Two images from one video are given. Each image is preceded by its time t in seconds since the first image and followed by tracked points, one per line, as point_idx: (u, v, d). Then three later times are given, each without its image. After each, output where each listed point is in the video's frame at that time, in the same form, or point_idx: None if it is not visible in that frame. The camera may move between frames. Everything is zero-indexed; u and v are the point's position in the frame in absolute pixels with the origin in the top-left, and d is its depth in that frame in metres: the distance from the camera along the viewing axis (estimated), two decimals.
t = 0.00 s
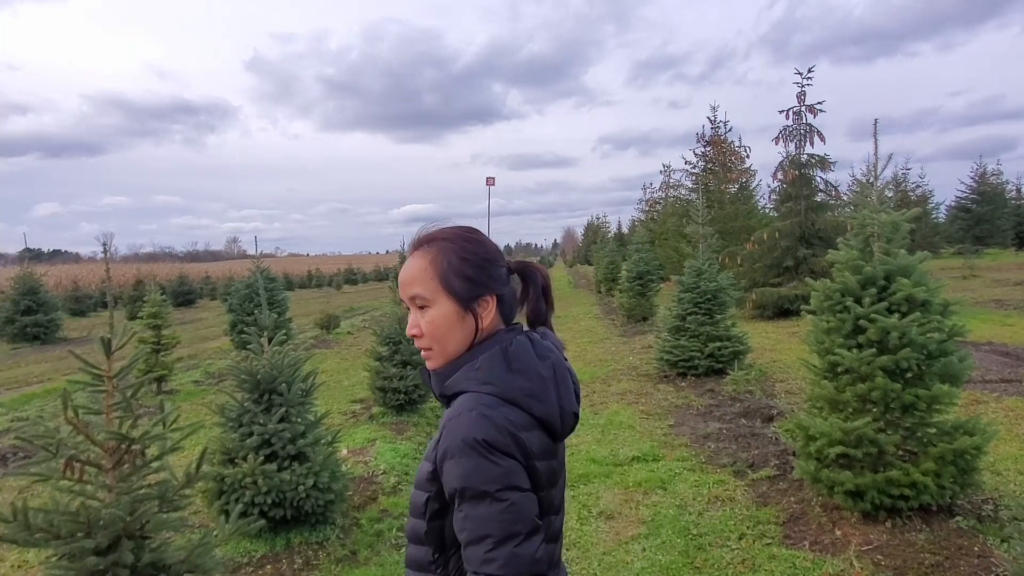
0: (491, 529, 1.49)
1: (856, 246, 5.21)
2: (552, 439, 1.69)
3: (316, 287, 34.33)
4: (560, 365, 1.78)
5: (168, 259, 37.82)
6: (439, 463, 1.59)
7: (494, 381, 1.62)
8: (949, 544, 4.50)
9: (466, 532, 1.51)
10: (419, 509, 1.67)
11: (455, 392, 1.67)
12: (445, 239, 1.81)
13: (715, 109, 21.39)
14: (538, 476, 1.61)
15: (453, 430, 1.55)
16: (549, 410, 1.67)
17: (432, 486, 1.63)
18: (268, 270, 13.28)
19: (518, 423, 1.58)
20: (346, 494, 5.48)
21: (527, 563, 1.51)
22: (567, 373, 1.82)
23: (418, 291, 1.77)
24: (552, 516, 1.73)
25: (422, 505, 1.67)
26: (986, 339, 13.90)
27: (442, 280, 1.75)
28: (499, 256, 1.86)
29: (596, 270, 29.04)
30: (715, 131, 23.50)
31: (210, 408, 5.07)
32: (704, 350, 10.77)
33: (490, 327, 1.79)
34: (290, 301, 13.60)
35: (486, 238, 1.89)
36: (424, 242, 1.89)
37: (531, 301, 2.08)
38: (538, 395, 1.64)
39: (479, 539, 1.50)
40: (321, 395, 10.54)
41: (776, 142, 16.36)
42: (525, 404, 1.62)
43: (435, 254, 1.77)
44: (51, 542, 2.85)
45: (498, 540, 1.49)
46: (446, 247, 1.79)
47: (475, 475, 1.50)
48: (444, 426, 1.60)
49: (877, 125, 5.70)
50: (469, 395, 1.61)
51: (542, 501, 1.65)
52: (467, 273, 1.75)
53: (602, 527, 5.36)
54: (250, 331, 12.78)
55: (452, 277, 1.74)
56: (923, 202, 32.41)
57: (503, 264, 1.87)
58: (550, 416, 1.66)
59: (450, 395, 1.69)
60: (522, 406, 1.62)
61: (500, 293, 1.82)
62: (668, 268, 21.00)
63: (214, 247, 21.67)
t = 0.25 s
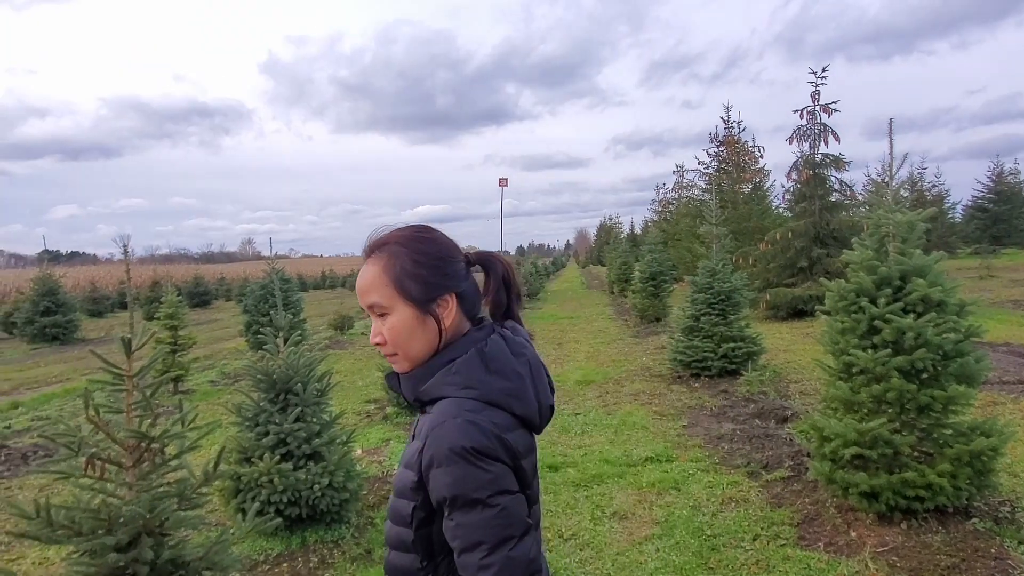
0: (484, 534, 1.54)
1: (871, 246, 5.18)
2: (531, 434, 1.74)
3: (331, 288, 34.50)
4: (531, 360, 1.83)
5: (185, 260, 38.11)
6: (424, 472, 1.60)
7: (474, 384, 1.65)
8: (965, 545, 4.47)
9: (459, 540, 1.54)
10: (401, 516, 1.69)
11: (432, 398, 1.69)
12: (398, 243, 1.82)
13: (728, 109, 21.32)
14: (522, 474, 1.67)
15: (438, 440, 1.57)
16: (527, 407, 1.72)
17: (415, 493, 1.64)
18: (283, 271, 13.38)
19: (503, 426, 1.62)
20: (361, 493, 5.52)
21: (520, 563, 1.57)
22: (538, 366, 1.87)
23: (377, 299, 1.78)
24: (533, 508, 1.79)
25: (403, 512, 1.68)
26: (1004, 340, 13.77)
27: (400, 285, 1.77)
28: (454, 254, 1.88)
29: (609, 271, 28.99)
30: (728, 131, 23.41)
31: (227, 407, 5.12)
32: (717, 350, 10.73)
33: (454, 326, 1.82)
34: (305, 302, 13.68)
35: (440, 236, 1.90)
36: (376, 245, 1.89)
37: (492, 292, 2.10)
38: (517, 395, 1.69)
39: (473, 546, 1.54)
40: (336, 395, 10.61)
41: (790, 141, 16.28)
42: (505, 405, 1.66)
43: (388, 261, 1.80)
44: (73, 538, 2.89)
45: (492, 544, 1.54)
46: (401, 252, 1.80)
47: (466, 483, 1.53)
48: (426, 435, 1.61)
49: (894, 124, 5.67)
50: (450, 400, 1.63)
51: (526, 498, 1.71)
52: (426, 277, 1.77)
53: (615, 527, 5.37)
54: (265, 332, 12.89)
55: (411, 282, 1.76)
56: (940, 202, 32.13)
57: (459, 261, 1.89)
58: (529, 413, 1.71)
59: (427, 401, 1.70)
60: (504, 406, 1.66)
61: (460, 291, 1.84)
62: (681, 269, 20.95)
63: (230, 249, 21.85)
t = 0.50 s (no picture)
0: (529, 519, 1.58)
1: (892, 245, 5.15)
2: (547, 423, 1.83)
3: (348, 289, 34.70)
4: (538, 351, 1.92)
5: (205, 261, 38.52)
6: (461, 467, 1.63)
7: (500, 377, 1.72)
8: (988, 547, 4.43)
9: (505, 528, 1.57)
10: (430, 515, 1.69)
11: (456, 395, 1.72)
12: (395, 244, 1.85)
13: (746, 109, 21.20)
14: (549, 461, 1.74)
15: (476, 433, 1.61)
16: (542, 397, 1.81)
17: (447, 490, 1.66)
18: (302, 272, 13.48)
19: (533, 414, 1.70)
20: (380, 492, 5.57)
21: (564, 544, 1.63)
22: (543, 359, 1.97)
23: (382, 300, 1.81)
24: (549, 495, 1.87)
25: (432, 511, 1.69)
26: None
27: (405, 284, 1.79)
28: (449, 253, 1.93)
29: (626, 271, 28.92)
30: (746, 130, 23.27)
31: (248, 405, 5.19)
32: (735, 351, 10.67)
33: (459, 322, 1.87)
34: (323, 302, 13.79)
35: (435, 235, 1.95)
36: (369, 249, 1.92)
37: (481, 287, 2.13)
38: (535, 385, 1.80)
39: (521, 532, 1.58)
40: (355, 395, 10.69)
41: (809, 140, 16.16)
42: (529, 395, 1.74)
43: (389, 262, 1.82)
44: (101, 532, 2.95)
45: (539, 527, 1.59)
46: (399, 252, 1.83)
47: (510, 471, 1.58)
48: (461, 430, 1.64)
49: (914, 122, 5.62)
50: (481, 394, 1.69)
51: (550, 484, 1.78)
52: (429, 274, 1.82)
53: (634, 527, 5.37)
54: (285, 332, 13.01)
55: (416, 281, 1.80)
56: (961, 201, 31.74)
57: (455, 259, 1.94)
58: (545, 402, 1.81)
59: (451, 399, 1.74)
60: (528, 396, 1.74)
61: (461, 288, 1.90)
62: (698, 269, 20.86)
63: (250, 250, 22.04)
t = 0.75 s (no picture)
0: (558, 492, 1.73)
1: (911, 246, 5.11)
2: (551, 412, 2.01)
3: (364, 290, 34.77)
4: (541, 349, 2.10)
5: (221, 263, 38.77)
6: (491, 447, 1.75)
7: (522, 363, 1.88)
8: (1010, 550, 4.39)
9: (538, 501, 1.70)
10: (458, 500, 1.78)
11: (482, 380, 1.84)
12: (436, 236, 2.00)
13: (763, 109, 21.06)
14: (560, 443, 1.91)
15: (511, 412, 1.74)
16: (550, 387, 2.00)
17: (476, 472, 1.77)
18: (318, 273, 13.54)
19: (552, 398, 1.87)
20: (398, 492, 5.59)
21: (585, 516, 1.79)
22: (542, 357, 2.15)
23: (426, 279, 1.91)
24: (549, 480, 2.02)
25: (459, 495, 1.78)
26: None
27: (447, 270, 1.93)
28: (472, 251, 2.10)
29: (641, 272, 28.79)
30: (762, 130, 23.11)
31: (267, 405, 5.23)
32: (752, 352, 10.61)
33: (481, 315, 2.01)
34: (340, 304, 13.84)
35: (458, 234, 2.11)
36: (402, 239, 2.04)
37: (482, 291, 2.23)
38: (547, 375, 1.98)
39: (553, 503, 1.72)
40: (371, 396, 10.72)
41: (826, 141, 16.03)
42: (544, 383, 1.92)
43: (433, 248, 1.95)
44: (125, 530, 2.99)
45: (566, 499, 1.74)
46: (441, 242, 1.97)
47: (541, 446, 1.72)
48: (492, 412, 1.77)
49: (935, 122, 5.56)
50: (511, 377, 1.83)
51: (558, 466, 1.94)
52: (466, 266, 1.98)
53: (651, 529, 5.36)
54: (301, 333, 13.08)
55: (457, 268, 1.94)
56: (981, 202, 31.32)
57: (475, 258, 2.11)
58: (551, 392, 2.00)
59: (476, 385, 1.85)
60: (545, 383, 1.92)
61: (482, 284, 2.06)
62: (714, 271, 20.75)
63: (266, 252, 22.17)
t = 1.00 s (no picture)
0: (564, 476, 1.76)
1: (930, 248, 5.08)
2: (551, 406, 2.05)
3: (378, 292, 34.91)
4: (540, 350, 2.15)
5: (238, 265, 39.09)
6: (499, 435, 1.78)
7: (526, 357, 1.92)
8: None
9: (545, 486, 1.73)
10: (467, 489, 1.80)
11: (487, 372, 1.88)
12: (449, 238, 2.06)
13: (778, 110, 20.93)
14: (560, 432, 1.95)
15: (519, 400, 1.78)
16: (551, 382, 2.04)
17: (484, 460, 1.79)
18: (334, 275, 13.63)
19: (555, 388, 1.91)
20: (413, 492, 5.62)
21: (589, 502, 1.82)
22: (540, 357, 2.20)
23: (439, 279, 1.95)
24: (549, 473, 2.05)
25: (468, 484, 1.80)
26: None
27: (459, 272, 1.98)
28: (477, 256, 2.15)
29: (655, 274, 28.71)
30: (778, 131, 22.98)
31: (285, 405, 5.28)
32: (768, 354, 10.56)
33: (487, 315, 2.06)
34: (356, 305, 13.91)
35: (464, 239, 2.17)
36: (413, 240, 2.09)
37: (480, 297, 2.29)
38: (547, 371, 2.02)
39: (559, 487, 1.75)
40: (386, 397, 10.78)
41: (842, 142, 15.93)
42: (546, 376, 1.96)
43: (446, 250, 2.00)
44: (148, 528, 3.04)
45: (572, 482, 1.77)
46: (454, 244, 2.03)
47: (547, 432, 1.76)
48: (499, 401, 1.80)
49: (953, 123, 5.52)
50: (517, 369, 1.87)
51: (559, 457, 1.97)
52: (477, 269, 2.03)
53: (666, 531, 5.36)
54: (317, 334, 13.17)
55: (467, 270, 2.00)
56: (1000, 203, 30.98)
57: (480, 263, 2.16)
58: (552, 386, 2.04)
59: (481, 377, 1.88)
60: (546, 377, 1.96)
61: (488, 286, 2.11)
62: (729, 272, 20.65)
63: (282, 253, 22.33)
